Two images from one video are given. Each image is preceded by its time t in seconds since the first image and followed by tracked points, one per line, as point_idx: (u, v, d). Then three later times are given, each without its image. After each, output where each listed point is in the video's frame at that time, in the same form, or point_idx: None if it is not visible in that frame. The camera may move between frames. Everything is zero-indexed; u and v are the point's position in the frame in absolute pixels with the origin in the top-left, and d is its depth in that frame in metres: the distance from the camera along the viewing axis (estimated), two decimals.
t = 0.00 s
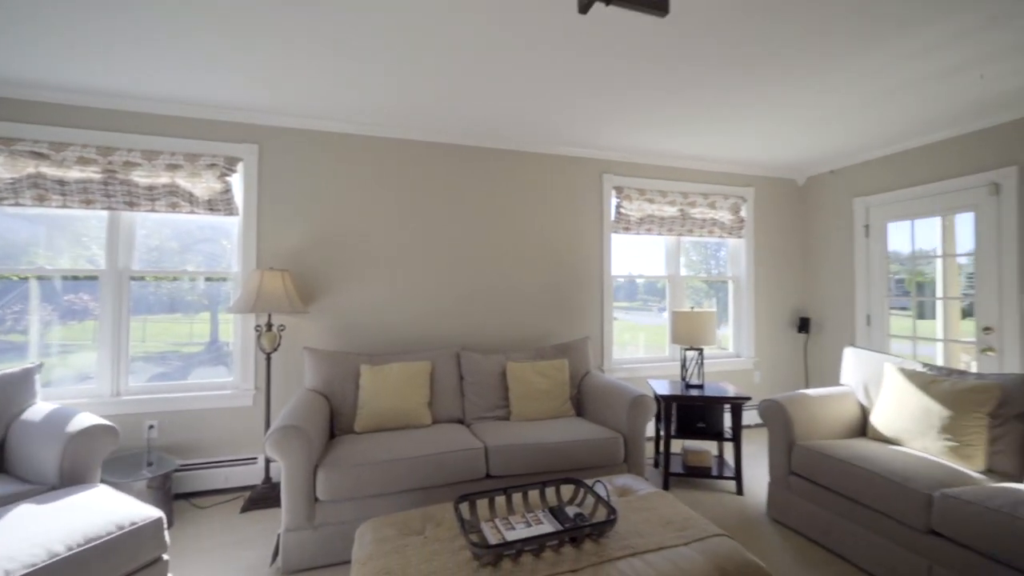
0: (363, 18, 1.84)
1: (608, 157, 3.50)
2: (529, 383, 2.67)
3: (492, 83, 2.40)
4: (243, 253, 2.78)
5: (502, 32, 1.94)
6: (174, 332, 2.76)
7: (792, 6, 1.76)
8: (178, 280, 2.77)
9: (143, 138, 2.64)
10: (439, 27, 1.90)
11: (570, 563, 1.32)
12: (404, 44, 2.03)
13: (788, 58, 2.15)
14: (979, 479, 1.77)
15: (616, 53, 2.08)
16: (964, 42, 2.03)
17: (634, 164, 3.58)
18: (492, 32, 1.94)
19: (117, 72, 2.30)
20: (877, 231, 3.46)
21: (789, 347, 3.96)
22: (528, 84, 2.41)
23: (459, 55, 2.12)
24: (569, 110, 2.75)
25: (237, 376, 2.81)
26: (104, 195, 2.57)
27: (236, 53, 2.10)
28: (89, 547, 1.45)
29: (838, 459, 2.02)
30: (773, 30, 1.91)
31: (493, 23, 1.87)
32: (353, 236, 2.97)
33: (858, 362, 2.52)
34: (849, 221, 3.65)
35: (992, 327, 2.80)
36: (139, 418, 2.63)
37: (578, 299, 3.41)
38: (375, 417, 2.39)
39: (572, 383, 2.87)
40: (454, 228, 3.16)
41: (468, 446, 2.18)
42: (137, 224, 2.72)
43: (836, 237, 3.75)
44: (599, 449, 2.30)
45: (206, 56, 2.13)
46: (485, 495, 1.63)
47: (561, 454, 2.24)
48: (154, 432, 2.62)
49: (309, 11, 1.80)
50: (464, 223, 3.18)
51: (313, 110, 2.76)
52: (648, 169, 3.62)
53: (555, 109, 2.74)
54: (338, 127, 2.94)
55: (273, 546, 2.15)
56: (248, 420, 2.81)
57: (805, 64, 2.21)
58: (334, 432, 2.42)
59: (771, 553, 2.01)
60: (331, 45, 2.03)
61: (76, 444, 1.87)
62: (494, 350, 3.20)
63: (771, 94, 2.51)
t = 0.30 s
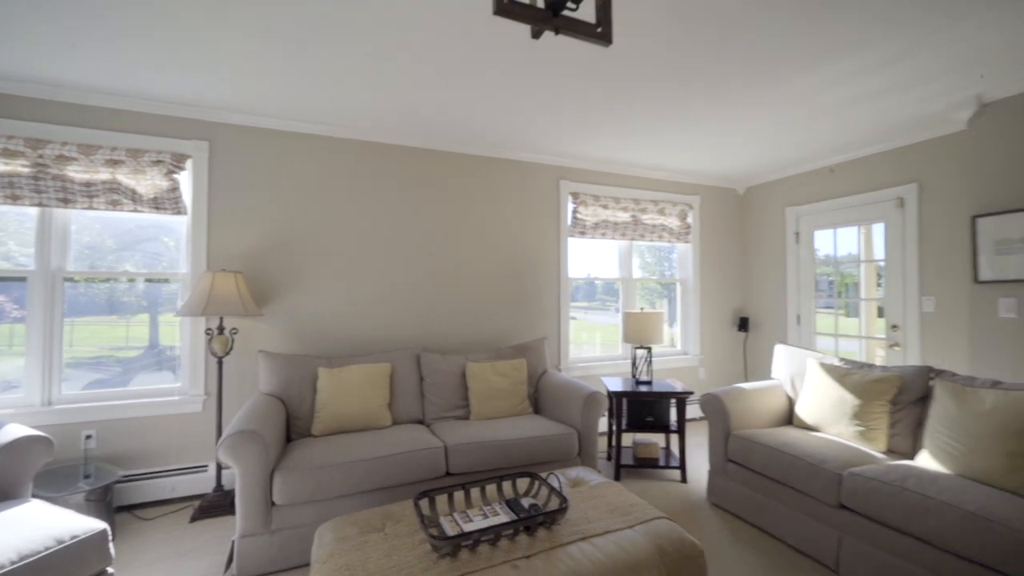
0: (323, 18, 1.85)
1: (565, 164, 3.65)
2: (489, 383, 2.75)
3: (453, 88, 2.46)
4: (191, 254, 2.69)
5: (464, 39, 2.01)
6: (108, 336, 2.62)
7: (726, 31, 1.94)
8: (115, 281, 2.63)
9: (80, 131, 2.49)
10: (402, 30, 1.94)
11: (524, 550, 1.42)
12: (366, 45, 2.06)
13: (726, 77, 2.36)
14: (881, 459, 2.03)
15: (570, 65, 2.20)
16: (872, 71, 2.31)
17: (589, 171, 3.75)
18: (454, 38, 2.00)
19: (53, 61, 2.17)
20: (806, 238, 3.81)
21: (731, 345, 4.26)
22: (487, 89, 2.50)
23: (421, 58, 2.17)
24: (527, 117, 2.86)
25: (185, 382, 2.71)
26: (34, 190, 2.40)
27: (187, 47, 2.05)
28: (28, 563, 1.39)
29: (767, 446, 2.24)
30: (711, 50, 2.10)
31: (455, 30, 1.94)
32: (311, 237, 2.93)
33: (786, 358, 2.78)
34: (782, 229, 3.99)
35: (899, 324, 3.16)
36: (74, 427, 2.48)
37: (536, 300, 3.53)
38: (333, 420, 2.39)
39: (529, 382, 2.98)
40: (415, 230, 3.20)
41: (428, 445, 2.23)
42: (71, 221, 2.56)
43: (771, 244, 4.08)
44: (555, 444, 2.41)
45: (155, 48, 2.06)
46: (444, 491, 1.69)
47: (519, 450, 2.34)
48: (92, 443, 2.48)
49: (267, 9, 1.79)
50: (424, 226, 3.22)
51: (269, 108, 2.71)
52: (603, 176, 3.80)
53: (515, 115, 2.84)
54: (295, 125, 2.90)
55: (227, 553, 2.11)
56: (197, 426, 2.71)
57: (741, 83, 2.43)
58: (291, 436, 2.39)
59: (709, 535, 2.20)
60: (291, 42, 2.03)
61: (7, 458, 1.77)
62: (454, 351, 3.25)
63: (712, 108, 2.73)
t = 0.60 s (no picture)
0: (286, 21, 1.86)
1: (526, 171, 3.77)
2: (451, 384, 2.82)
3: (416, 93, 2.52)
4: (140, 255, 2.58)
5: (430, 49, 2.08)
6: (35, 340, 2.46)
7: (672, 54, 2.12)
8: (46, 283, 2.48)
9: (13, 124, 2.34)
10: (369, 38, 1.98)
11: (484, 541, 1.50)
12: (329, 49, 2.08)
13: (674, 95, 2.55)
14: (805, 445, 2.27)
15: (530, 77, 2.31)
16: (800, 96, 2.57)
17: (549, 177, 3.89)
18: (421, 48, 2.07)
19: None
20: (747, 244, 4.12)
21: (680, 344, 4.54)
22: (450, 96, 2.57)
23: (387, 64, 2.21)
24: (489, 124, 2.95)
25: (132, 388, 2.61)
26: None
27: (139, 42, 1.99)
28: None
29: (708, 437, 2.44)
30: (660, 70, 2.27)
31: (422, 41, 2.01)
32: (269, 239, 2.89)
33: (727, 356, 3.02)
34: (726, 236, 4.29)
35: (826, 323, 3.51)
36: (6, 440, 2.32)
37: (498, 302, 3.63)
38: (293, 424, 2.38)
39: (491, 382, 3.06)
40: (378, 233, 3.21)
41: (391, 446, 2.27)
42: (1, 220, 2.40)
43: (716, 249, 4.38)
44: (515, 441, 2.52)
45: (103, 42, 1.99)
46: (407, 489, 1.75)
47: (480, 448, 2.42)
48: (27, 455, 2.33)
49: (228, 9, 1.78)
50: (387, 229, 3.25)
51: (225, 107, 2.65)
52: (562, 182, 3.95)
53: (478, 122, 2.93)
54: (253, 125, 2.85)
55: (181, 563, 2.06)
56: (146, 434, 2.61)
57: (687, 101, 2.63)
58: (248, 442, 2.36)
59: (657, 521, 2.38)
60: (253, 42, 2.02)
61: None
62: (417, 353, 3.29)
63: (662, 122, 2.92)
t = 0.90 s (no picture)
0: (246, 17, 1.84)
1: (490, 173, 3.83)
2: (415, 384, 2.83)
3: (380, 94, 2.52)
4: (80, 253, 2.44)
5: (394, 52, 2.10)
6: None
7: (628, 67, 2.25)
8: None
9: None
10: (333, 37, 1.98)
11: (448, 535, 1.56)
12: (291, 47, 2.06)
13: (630, 105, 2.69)
14: (746, 435, 2.46)
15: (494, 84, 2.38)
16: (745, 111, 2.77)
17: (512, 180, 3.97)
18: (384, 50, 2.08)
19: None
20: (698, 247, 4.36)
21: (638, 342, 4.74)
22: (415, 98, 2.59)
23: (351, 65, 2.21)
24: (454, 126, 2.99)
25: (72, 395, 2.46)
26: None
27: (85, 30, 1.90)
28: None
29: (661, 430, 2.59)
30: (617, 82, 2.40)
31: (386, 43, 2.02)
32: (225, 238, 2.80)
33: (679, 354, 3.20)
34: (680, 239, 4.53)
35: (768, 322, 3.78)
36: None
37: (462, 302, 3.67)
38: (251, 429, 2.33)
39: (455, 382, 3.10)
40: (339, 233, 3.18)
41: (354, 447, 2.27)
42: None
43: (671, 252, 4.61)
44: (478, 439, 2.58)
45: (44, 28, 1.89)
46: (371, 489, 1.77)
47: (443, 446, 2.46)
48: None
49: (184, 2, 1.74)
50: (349, 229, 3.22)
51: (177, 100, 2.55)
52: (525, 185, 4.04)
53: (442, 124, 2.96)
54: (207, 120, 2.75)
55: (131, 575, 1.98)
56: (88, 443, 2.48)
57: (642, 111, 2.78)
58: (203, 448, 2.29)
59: (614, 511, 2.50)
60: (209, 36, 1.96)
61: None
62: (380, 353, 3.28)
63: (620, 130, 3.07)
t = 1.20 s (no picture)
0: (206, 11, 1.77)
1: (458, 174, 3.85)
2: (381, 386, 2.81)
3: (347, 93, 2.49)
4: (16, 251, 2.27)
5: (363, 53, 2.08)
6: None
7: (593, 77, 2.33)
8: None
9: None
10: (299, 35, 1.94)
11: (417, 535, 1.58)
12: (254, 43, 2.01)
13: (596, 113, 2.78)
14: (702, 429, 2.61)
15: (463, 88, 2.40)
16: (702, 122, 2.93)
17: (480, 181, 4.00)
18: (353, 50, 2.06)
19: None
20: (659, 249, 4.54)
21: (602, 341, 4.88)
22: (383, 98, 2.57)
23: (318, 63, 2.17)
24: (422, 127, 2.99)
25: (7, 403, 2.29)
26: None
27: (25, 14, 1.78)
28: None
29: (624, 426, 2.70)
30: (582, 89, 2.48)
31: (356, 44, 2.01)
32: (179, 236, 2.68)
33: (641, 352, 3.34)
34: (643, 241, 4.70)
35: (723, 321, 4.00)
36: None
37: (430, 302, 3.66)
38: (210, 434, 2.24)
39: (423, 382, 3.10)
40: (303, 232, 3.11)
41: (319, 451, 2.24)
42: None
43: (634, 253, 4.78)
44: (446, 439, 2.59)
45: None
46: (339, 492, 1.76)
47: (411, 448, 2.46)
48: None
49: None
50: (314, 228, 3.15)
51: (128, 91, 2.42)
52: (493, 186, 4.08)
53: (411, 125, 2.95)
54: (160, 112, 2.62)
55: None
56: (26, 454, 2.31)
57: (607, 118, 2.88)
58: (157, 456, 2.19)
59: (578, 506, 2.59)
60: (165, 27, 1.88)
61: None
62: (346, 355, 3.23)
63: (585, 136, 3.16)
